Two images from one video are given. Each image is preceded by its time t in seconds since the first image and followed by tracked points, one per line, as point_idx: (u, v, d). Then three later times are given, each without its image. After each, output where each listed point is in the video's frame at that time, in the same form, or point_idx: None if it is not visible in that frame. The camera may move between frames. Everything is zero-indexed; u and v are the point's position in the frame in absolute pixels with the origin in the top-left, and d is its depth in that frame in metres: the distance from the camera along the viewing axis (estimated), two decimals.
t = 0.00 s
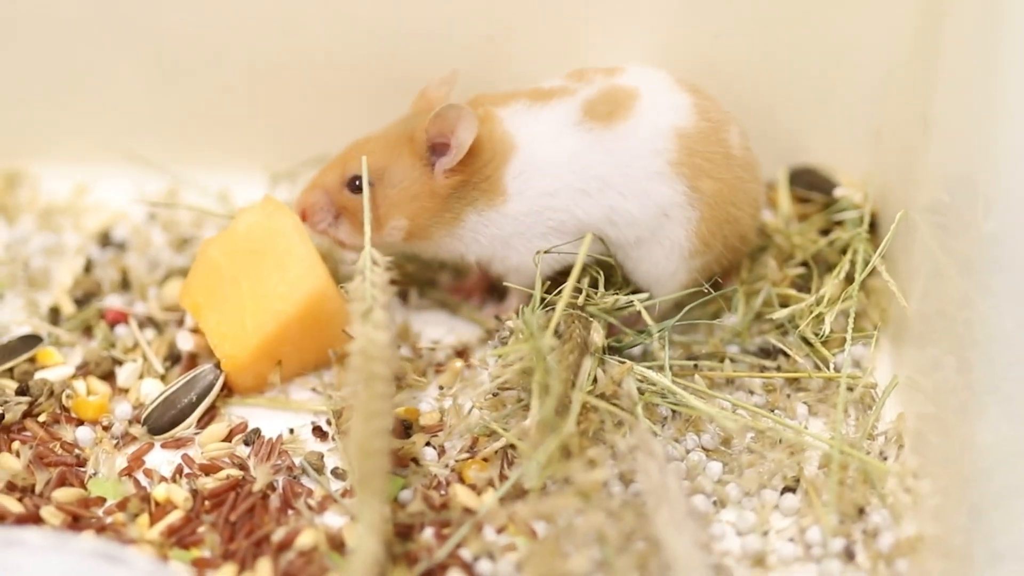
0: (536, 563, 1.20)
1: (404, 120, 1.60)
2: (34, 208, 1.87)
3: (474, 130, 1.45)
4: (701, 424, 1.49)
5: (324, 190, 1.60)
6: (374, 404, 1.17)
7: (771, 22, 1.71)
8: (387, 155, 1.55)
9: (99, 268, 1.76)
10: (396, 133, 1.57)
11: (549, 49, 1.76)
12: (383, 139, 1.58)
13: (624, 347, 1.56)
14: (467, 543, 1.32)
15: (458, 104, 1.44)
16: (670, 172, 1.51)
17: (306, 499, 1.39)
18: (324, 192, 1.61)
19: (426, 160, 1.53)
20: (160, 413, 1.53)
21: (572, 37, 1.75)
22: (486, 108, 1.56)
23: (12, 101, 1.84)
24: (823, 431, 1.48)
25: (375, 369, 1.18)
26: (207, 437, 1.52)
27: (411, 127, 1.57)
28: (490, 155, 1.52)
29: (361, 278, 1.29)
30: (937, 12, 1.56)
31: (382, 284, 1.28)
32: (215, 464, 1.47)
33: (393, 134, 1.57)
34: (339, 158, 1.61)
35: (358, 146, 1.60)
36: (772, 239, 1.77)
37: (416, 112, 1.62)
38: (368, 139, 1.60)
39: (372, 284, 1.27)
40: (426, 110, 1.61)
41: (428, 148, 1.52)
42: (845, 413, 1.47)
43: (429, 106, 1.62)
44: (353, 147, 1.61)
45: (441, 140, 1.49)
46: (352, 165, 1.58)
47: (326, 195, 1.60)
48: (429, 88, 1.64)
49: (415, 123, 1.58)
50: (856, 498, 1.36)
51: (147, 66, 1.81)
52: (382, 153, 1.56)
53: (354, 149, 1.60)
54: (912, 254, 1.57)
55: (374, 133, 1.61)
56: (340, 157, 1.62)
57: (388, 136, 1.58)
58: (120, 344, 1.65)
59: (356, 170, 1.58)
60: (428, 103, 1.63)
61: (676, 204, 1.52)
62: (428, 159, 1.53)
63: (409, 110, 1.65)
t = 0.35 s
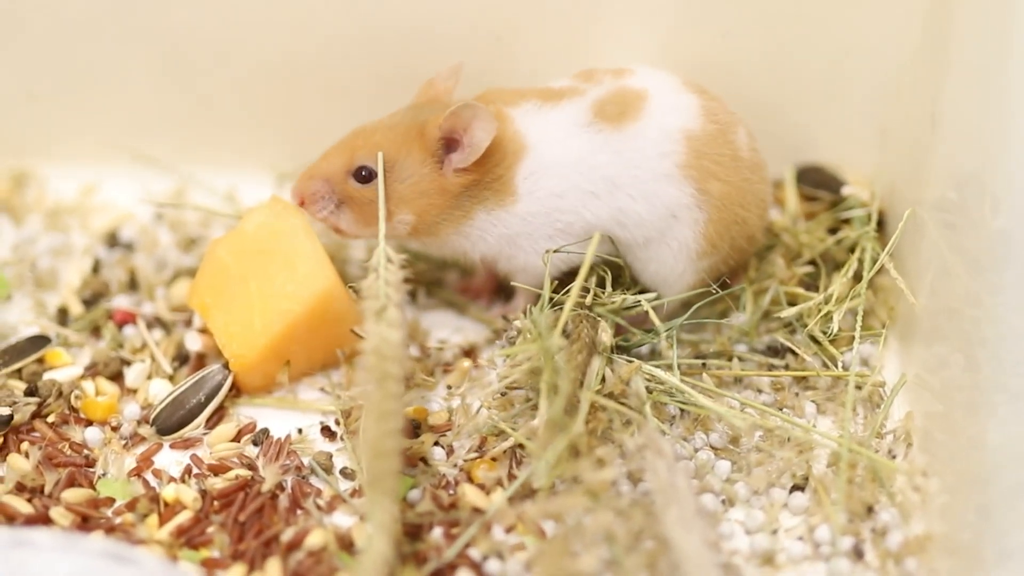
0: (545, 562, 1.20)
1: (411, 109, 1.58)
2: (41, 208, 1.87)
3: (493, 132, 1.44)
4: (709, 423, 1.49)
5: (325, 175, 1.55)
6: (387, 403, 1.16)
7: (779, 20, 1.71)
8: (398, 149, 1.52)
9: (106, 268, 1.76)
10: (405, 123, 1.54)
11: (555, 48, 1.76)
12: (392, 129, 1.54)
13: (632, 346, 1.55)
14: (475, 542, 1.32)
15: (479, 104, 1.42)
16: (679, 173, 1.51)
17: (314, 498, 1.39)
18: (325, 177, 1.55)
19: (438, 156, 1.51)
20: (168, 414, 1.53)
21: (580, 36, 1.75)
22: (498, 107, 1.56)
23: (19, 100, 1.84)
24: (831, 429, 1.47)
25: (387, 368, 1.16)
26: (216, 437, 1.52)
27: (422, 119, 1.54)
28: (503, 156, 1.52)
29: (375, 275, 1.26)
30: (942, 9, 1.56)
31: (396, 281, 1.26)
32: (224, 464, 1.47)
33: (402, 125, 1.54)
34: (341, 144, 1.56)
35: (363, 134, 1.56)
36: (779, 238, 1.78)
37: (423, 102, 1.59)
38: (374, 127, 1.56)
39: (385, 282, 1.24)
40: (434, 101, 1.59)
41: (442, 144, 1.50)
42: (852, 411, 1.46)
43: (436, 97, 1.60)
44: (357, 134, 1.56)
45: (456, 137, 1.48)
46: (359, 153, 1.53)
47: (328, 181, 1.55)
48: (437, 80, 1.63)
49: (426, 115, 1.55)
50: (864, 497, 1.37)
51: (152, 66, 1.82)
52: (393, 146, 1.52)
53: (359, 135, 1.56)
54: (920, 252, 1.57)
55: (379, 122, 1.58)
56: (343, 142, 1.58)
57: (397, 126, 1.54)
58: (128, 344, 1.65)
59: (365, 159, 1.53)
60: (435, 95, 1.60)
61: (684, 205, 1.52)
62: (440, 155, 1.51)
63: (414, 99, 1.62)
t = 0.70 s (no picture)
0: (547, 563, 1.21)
1: (403, 99, 1.53)
2: (43, 211, 1.87)
3: (502, 132, 1.42)
4: (712, 425, 1.49)
5: (323, 180, 1.51)
6: (391, 403, 1.15)
7: (780, 21, 1.71)
8: (401, 144, 1.49)
9: (108, 271, 1.76)
10: (402, 116, 1.50)
11: (557, 50, 1.76)
12: (390, 122, 1.50)
13: (634, 348, 1.55)
14: (478, 545, 1.32)
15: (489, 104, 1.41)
16: (681, 173, 1.51)
17: (317, 501, 1.40)
18: (323, 182, 1.51)
19: (442, 151, 1.49)
20: (170, 416, 1.53)
21: (582, 38, 1.75)
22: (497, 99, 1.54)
23: (21, 103, 1.84)
24: (834, 431, 1.47)
25: (391, 368, 1.15)
26: (219, 439, 1.52)
27: (421, 111, 1.50)
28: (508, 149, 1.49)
29: (378, 271, 1.25)
30: (945, 9, 1.56)
31: (399, 277, 1.24)
32: (226, 467, 1.48)
33: (400, 118, 1.50)
34: (336, 144, 1.53)
35: (358, 130, 1.52)
36: (781, 240, 1.78)
37: (414, 91, 1.55)
38: (367, 122, 1.52)
39: (389, 277, 1.23)
40: (426, 90, 1.56)
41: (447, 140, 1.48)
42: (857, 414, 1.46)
43: (428, 87, 1.56)
44: (349, 133, 1.52)
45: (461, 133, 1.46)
46: (358, 153, 1.50)
47: (327, 185, 1.51)
48: (426, 69, 1.59)
49: (425, 106, 1.51)
50: (867, 499, 1.37)
51: (154, 68, 1.82)
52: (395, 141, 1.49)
53: (354, 131, 1.52)
54: (922, 254, 1.57)
55: (372, 115, 1.54)
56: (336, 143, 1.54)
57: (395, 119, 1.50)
58: (130, 347, 1.65)
59: (366, 159, 1.50)
60: (426, 84, 1.57)
61: (686, 204, 1.52)
62: (444, 149, 1.48)
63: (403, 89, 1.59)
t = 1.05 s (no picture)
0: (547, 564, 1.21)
1: (384, 105, 1.47)
2: (42, 213, 1.87)
3: (502, 126, 1.38)
4: (711, 428, 1.49)
5: (331, 213, 1.45)
6: (392, 401, 1.14)
7: (780, 23, 1.71)
8: (400, 156, 1.43)
9: (107, 273, 1.76)
10: (390, 124, 1.44)
11: (557, 51, 1.76)
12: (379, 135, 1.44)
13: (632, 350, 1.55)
14: (477, 547, 1.32)
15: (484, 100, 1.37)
16: (670, 166, 1.51)
17: (316, 503, 1.40)
18: (330, 217, 1.45)
19: (441, 156, 1.44)
20: (169, 417, 1.53)
21: (583, 40, 1.75)
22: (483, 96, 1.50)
23: (20, 105, 1.84)
24: (833, 434, 1.47)
25: (393, 364, 1.13)
26: (217, 441, 1.52)
27: (408, 117, 1.44)
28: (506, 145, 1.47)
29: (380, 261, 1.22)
30: (946, 9, 1.55)
31: (401, 268, 1.22)
32: (225, 468, 1.48)
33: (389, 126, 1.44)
34: (330, 170, 1.46)
35: (346, 149, 1.46)
36: (781, 241, 1.79)
37: (393, 95, 1.49)
38: (354, 139, 1.46)
39: (390, 269, 1.20)
40: (406, 91, 1.49)
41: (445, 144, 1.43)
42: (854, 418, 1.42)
43: (407, 86, 1.50)
44: (340, 157, 1.46)
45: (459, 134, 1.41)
46: (358, 178, 1.44)
47: (335, 218, 1.45)
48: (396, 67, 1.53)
49: (411, 112, 1.45)
50: (867, 503, 1.38)
51: (156, 69, 1.82)
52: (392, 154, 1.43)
53: (342, 153, 1.46)
54: (922, 257, 1.57)
55: (355, 127, 1.48)
56: (327, 169, 1.48)
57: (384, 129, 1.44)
58: (128, 349, 1.65)
59: (367, 182, 1.44)
60: (404, 84, 1.50)
61: (675, 197, 1.52)
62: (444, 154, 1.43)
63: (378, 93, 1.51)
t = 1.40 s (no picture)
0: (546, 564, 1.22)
1: (377, 126, 1.44)
2: (40, 212, 1.84)
3: (501, 176, 1.38)
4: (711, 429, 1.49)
5: (325, 238, 1.47)
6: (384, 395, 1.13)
7: (781, 24, 1.71)
8: (392, 190, 1.42)
9: (108, 273, 1.73)
10: (383, 152, 1.42)
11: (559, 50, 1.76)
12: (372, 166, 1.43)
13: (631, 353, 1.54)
14: (475, 548, 1.35)
15: (485, 149, 1.36)
16: (653, 154, 1.48)
17: (315, 504, 1.43)
18: (325, 241, 1.48)
19: (436, 193, 1.43)
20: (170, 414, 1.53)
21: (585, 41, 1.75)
22: (472, 111, 1.46)
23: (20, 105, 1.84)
24: (833, 436, 1.47)
25: (383, 357, 1.15)
26: (217, 441, 1.52)
27: (404, 147, 1.43)
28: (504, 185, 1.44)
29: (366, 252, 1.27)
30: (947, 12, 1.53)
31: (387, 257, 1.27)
32: (224, 469, 1.47)
33: (382, 156, 1.42)
34: (322, 197, 1.47)
35: (340, 176, 1.45)
36: (779, 241, 1.78)
37: (385, 111, 1.45)
38: (347, 166, 1.45)
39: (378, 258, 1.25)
40: (398, 101, 1.46)
41: (440, 184, 1.41)
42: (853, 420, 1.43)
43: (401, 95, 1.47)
44: (331, 183, 1.46)
45: (453, 177, 1.40)
46: (348, 207, 1.44)
47: (331, 244, 1.48)
48: (386, 69, 1.49)
49: (405, 138, 1.43)
50: (866, 504, 1.38)
51: (157, 69, 1.81)
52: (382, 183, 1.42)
53: (337, 180, 1.46)
54: (923, 258, 1.57)
55: (351, 147, 1.46)
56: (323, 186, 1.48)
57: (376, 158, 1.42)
58: (127, 349, 1.63)
59: (358, 212, 1.44)
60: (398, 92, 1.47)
61: (660, 185, 1.50)
62: (438, 193, 1.42)
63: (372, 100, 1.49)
